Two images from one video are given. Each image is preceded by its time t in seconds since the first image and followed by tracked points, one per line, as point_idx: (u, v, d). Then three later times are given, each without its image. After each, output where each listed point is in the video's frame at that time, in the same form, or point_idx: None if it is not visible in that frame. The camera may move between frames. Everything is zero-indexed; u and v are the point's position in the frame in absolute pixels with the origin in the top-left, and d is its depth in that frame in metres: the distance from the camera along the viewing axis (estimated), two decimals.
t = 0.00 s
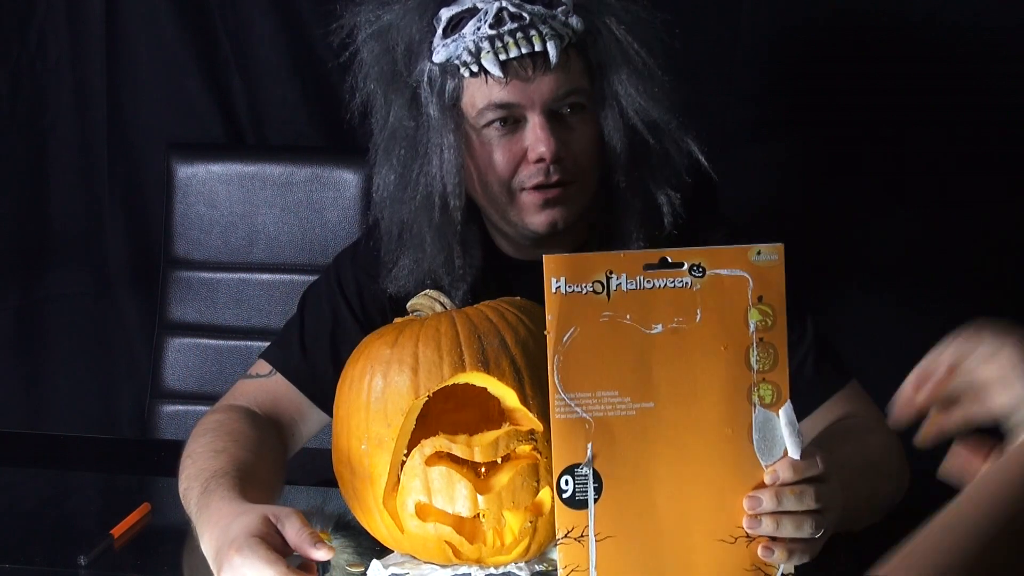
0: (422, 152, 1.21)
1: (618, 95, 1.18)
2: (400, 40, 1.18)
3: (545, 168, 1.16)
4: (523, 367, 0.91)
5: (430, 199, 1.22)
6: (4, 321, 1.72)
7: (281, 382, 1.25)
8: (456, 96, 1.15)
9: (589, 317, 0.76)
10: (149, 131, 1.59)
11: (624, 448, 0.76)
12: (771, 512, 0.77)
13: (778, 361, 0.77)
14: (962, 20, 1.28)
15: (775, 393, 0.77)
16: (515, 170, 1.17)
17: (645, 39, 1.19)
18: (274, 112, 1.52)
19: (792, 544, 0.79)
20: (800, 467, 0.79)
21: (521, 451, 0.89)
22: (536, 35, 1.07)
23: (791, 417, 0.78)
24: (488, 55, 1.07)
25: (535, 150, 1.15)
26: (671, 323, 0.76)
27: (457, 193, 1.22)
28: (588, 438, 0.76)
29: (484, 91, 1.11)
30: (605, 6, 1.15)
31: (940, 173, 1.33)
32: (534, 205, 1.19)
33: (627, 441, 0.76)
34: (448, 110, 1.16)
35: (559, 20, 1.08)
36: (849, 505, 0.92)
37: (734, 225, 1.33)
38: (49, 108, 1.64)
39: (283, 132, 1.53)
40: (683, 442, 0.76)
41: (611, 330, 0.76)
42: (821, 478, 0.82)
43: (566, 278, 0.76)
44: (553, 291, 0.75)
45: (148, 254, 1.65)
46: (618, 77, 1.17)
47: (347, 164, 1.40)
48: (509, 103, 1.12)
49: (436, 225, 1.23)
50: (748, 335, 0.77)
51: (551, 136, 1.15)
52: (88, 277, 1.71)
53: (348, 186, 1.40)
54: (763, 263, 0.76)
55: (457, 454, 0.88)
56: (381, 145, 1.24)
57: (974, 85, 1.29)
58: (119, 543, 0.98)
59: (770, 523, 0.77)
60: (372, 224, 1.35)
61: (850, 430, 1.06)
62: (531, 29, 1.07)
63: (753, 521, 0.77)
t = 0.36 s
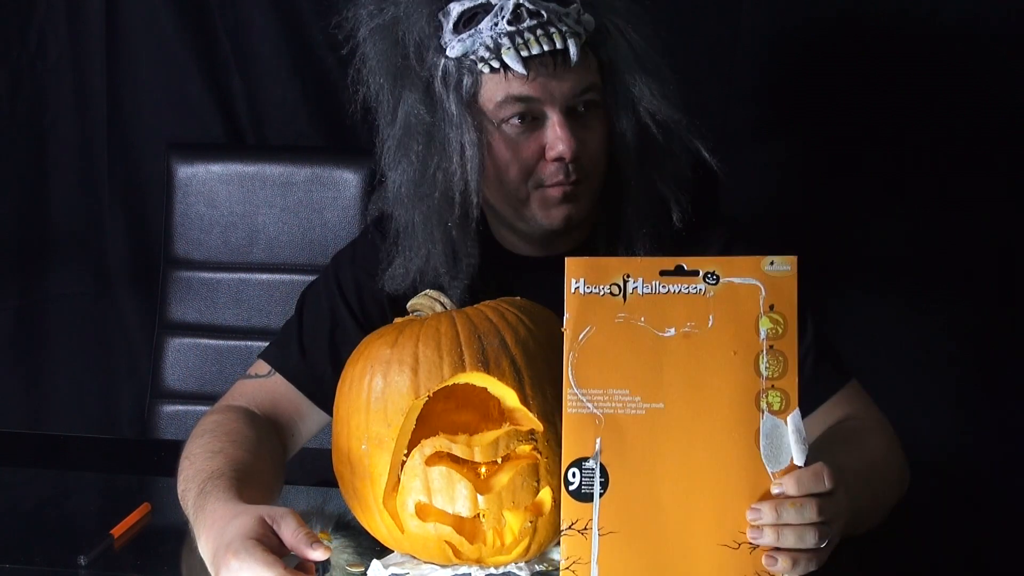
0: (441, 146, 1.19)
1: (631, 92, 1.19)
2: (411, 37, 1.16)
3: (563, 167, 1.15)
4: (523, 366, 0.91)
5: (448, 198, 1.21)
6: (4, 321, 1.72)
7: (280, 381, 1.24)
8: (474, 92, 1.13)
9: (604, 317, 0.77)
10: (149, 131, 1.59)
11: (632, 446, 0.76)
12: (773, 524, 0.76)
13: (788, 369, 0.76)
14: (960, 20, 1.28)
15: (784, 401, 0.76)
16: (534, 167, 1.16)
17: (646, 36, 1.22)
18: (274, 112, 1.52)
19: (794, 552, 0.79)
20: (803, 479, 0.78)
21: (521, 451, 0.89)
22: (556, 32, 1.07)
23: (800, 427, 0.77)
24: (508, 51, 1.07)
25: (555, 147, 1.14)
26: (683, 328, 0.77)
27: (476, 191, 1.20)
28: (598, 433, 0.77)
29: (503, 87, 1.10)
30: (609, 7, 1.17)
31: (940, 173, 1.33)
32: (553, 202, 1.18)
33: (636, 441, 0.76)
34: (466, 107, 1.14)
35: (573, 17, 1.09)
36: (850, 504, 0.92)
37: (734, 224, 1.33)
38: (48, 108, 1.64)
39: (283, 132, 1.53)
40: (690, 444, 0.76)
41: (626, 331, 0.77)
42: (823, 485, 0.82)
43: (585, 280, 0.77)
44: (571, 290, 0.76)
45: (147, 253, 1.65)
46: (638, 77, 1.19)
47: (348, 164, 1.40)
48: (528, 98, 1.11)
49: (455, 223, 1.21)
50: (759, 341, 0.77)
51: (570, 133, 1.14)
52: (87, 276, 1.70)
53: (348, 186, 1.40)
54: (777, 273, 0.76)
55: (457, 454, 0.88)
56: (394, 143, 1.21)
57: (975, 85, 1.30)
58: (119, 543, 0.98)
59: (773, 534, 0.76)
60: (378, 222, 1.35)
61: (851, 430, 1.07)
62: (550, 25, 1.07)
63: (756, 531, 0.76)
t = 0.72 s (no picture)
0: (439, 151, 1.18)
1: (630, 98, 1.19)
2: (407, 44, 1.15)
3: (562, 173, 1.15)
4: (523, 367, 0.91)
5: (446, 204, 1.21)
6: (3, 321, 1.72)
7: (275, 382, 1.25)
8: (472, 97, 1.12)
9: (601, 319, 0.77)
10: (149, 131, 1.59)
11: (630, 447, 0.76)
12: (767, 527, 0.76)
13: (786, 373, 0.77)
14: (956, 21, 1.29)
15: (780, 402, 0.76)
16: (533, 173, 1.16)
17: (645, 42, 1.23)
18: (274, 112, 1.52)
19: (790, 554, 0.79)
20: (795, 482, 0.78)
21: (521, 451, 0.89)
22: (555, 39, 1.06)
23: (796, 430, 0.77)
24: (508, 57, 1.06)
25: (554, 154, 1.13)
26: (680, 330, 0.77)
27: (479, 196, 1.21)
28: (595, 434, 0.77)
29: (501, 93, 1.10)
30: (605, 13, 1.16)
31: (940, 174, 1.33)
32: (552, 207, 1.18)
33: (633, 442, 0.76)
34: (465, 113, 1.13)
35: (572, 23, 1.08)
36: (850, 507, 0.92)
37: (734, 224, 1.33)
38: (48, 107, 1.64)
39: (283, 133, 1.53)
40: (687, 445, 0.76)
41: (623, 333, 0.77)
42: (818, 484, 0.81)
43: (582, 282, 0.77)
44: (569, 292, 0.76)
45: (147, 253, 1.65)
46: (635, 84, 1.18)
47: (346, 165, 1.40)
48: (527, 104, 1.10)
49: (456, 226, 1.22)
50: (755, 344, 0.77)
51: (569, 139, 1.13)
52: (88, 276, 1.71)
53: (348, 186, 1.40)
54: (773, 276, 0.77)
55: (457, 454, 0.88)
56: (391, 150, 1.21)
57: (974, 85, 1.30)
58: (119, 542, 0.98)
59: (767, 538, 0.76)
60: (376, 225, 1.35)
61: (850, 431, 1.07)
62: (549, 32, 1.06)
63: (751, 534, 0.76)
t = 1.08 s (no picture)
0: (396, 156, 1.21)
1: (598, 112, 1.14)
2: (387, 47, 1.16)
3: (517, 184, 1.13)
4: (523, 367, 0.91)
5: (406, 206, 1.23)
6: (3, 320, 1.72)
7: (275, 382, 1.25)
8: (436, 104, 1.12)
9: (589, 317, 0.77)
10: (148, 131, 1.59)
11: (624, 446, 0.76)
12: (760, 520, 0.76)
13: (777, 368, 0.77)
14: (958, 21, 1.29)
15: (773, 398, 0.77)
16: (488, 183, 1.15)
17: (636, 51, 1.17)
18: (274, 112, 1.53)
19: (784, 548, 0.78)
20: (778, 471, 0.78)
21: (521, 451, 0.89)
22: (514, 49, 1.03)
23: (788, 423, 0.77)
24: (465, 67, 1.04)
25: (508, 165, 1.12)
26: (671, 326, 0.77)
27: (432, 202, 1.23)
28: (587, 434, 0.77)
29: (461, 102, 1.09)
30: (596, 18, 1.12)
31: (940, 174, 1.33)
32: (507, 221, 1.17)
33: (626, 441, 0.76)
34: (424, 119, 1.15)
35: (542, 32, 1.05)
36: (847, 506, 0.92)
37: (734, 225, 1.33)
38: (48, 107, 1.64)
39: (283, 134, 1.53)
40: (680, 442, 0.76)
41: (612, 330, 0.77)
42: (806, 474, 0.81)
43: (570, 278, 0.77)
44: (557, 289, 0.76)
45: (146, 253, 1.65)
46: (603, 100, 1.13)
47: (344, 163, 1.40)
48: (484, 114, 1.09)
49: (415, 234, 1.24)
50: (746, 339, 0.77)
51: (525, 152, 1.12)
52: (88, 276, 1.71)
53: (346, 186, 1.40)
54: (764, 270, 0.76)
55: (457, 454, 0.88)
56: (364, 147, 1.25)
57: (975, 86, 1.30)
58: (119, 543, 0.98)
59: (762, 531, 0.77)
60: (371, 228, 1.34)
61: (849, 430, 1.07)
62: (511, 42, 1.03)
63: (745, 528, 0.77)
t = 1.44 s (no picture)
0: (397, 158, 1.21)
1: (596, 111, 1.13)
2: (384, 48, 1.16)
3: (516, 184, 1.13)
4: (523, 367, 0.91)
5: (405, 206, 1.22)
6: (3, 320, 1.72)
7: (274, 382, 1.25)
8: (433, 105, 1.12)
9: (590, 318, 0.76)
10: (147, 132, 1.59)
11: (624, 445, 0.76)
12: (762, 523, 0.77)
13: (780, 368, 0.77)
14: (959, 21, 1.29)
15: (776, 400, 0.77)
16: (487, 183, 1.14)
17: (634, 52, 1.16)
18: (273, 111, 1.53)
19: (785, 549, 0.79)
20: (781, 475, 0.78)
21: (521, 451, 0.89)
22: (511, 49, 1.03)
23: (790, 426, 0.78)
24: (462, 67, 1.04)
25: (505, 165, 1.12)
26: (674, 326, 0.76)
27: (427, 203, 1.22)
28: (589, 435, 0.76)
29: (458, 104, 1.08)
30: (594, 16, 1.12)
31: (940, 174, 1.33)
32: (505, 220, 1.16)
33: (627, 440, 0.76)
34: (423, 119, 1.14)
35: (540, 32, 1.04)
36: (848, 507, 0.92)
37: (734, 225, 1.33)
38: (48, 107, 1.64)
39: (282, 134, 1.53)
40: (680, 442, 0.76)
41: (614, 331, 0.76)
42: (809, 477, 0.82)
43: (573, 278, 0.76)
44: (559, 288, 0.75)
45: (146, 253, 1.65)
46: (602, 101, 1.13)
47: (345, 163, 1.40)
48: (481, 116, 1.08)
49: (407, 233, 1.23)
50: (750, 339, 0.77)
51: (522, 152, 1.11)
52: (88, 276, 1.71)
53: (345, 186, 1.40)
54: (768, 271, 0.76)
55: (457, 454, 0.88)
56: (362, 146, 1.25)
57: (974, 85, 1.30)
58: (119, 543, 0.98)
59: (763, 533, 0.77)
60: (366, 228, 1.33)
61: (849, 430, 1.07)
62: (508, 42, 1.03)
63: (748, 531, 0.77)
